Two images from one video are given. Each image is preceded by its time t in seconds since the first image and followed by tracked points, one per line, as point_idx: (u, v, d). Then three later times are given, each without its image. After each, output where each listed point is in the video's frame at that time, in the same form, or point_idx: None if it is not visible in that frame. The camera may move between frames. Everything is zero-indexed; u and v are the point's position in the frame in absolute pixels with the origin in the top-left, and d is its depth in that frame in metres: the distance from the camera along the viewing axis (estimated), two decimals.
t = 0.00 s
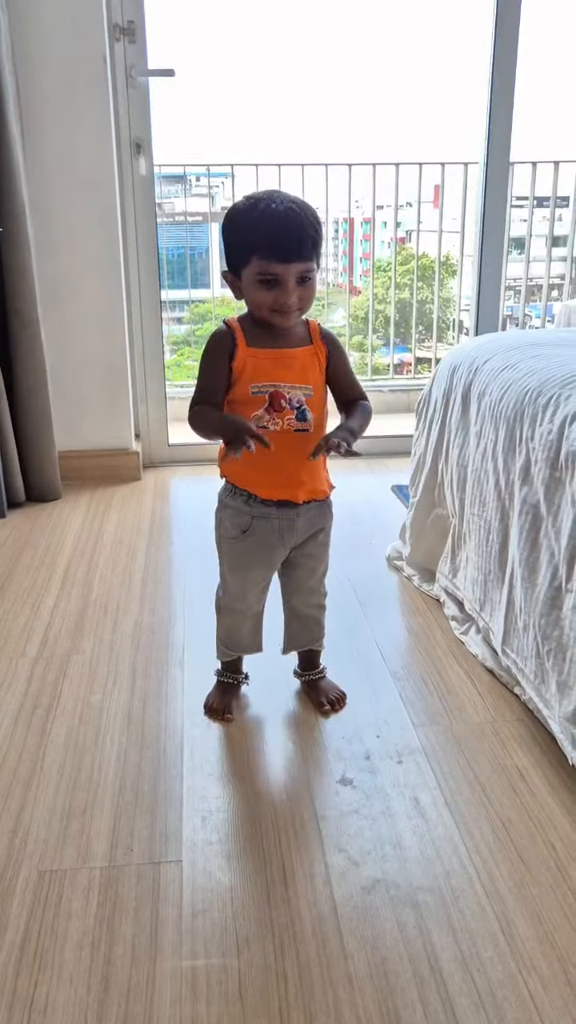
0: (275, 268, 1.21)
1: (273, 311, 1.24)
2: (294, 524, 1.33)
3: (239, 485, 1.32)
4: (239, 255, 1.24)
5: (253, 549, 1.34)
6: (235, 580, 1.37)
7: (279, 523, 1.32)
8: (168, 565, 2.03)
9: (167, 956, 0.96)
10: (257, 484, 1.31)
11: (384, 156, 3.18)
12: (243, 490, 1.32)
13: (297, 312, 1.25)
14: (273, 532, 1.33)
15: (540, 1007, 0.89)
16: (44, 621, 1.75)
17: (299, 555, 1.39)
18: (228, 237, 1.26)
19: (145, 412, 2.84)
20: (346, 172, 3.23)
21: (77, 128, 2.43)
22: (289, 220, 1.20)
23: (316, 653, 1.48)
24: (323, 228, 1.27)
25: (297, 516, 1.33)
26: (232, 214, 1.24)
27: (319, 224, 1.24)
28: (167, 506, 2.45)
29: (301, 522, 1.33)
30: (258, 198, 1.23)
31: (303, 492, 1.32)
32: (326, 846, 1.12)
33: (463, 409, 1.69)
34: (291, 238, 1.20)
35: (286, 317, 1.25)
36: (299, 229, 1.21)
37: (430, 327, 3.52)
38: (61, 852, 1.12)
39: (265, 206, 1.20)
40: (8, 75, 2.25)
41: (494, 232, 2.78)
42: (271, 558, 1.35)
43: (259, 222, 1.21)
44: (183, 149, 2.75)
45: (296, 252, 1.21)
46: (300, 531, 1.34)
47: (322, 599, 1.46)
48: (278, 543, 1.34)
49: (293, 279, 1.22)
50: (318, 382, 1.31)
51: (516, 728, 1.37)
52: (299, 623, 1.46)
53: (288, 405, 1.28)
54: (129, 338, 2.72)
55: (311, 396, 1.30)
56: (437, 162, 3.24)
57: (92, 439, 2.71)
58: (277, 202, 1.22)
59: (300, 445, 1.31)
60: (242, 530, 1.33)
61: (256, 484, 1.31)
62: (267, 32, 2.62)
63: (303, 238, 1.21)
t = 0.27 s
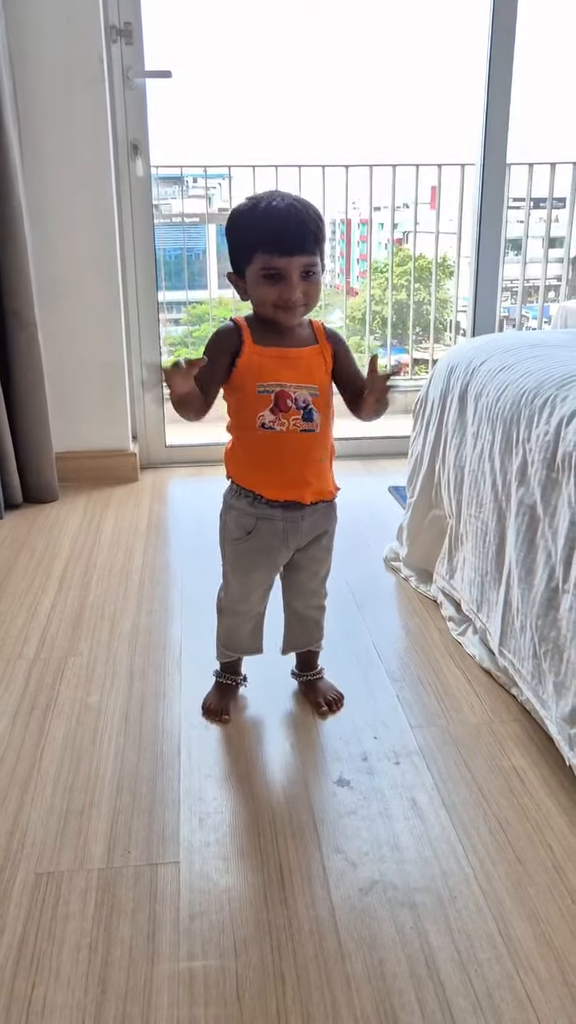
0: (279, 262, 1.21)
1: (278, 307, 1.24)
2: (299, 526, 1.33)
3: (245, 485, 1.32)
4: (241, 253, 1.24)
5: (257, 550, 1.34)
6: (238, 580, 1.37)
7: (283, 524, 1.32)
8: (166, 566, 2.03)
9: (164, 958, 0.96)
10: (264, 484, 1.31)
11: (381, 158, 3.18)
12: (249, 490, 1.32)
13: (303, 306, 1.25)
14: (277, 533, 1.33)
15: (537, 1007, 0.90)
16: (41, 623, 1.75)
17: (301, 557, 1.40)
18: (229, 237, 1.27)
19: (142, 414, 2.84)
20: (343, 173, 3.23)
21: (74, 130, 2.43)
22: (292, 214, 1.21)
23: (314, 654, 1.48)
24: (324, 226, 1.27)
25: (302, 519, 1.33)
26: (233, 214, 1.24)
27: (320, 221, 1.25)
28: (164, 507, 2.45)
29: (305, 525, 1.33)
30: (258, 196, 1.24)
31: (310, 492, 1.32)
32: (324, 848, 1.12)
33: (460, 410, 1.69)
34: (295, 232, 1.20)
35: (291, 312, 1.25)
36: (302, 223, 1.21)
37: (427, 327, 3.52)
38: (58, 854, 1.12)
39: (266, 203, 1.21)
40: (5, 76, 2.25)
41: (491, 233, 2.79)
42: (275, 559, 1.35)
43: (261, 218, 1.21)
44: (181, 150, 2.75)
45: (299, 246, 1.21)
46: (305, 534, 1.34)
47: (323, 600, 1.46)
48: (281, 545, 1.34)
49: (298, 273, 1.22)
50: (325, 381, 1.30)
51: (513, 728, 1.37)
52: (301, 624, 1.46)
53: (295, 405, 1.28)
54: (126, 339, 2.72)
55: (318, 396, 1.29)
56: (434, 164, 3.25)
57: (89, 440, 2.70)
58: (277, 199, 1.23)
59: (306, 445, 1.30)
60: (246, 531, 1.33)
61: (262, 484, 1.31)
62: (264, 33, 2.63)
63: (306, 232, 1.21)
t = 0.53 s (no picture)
0: (286, 256, 1.20)
1: (286, 302, 1.23)
2: (300, 529, 1.33)
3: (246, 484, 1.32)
4: (247, 250, 1.23)
5: (258, 552, 1.34)
6: (239, 583, 1.37)
7: (284, 528, 1.32)
8: (164, 567, 2.03)
9: (162, 960, 0.95)
10: (265, 472, 1.30)
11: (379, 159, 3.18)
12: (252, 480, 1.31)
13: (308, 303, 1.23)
14: (278, 536, 1.33)
15: (535, 1008, 0.90)
16: (39, 624, 1.75)
17: (300, 559, 1.40)
18: (234, 237, 1.26)
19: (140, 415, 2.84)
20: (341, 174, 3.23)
21: (71, 131, 2.43)
22: (298, 210, 1.20)
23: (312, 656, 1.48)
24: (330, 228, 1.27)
25: (303, 521, 1.33)
26: (239, 214, 1.24)
27: (326, 220, 1.24)
28: (162, 508, 2.45)
29: (306, 527, 1.33)
30: (264, 196, 1.24)
31: (313, 478, 1.31)
32: (323, 850, 1.12)
33: (458, 411, 1.69)
34: (301, 226, 1.20)
35: (297, 308, 1.24)
36: (309, 218, 1.21)
37: (424, 329, 3.52)
38: (55, 856, 1.11)
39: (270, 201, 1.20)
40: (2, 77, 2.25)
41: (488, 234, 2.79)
42: (276, 563, 1.35)
43: (267, 214, 1.20)
44: (178, 151, 2.75)
45: (306, 240, 1.20)
46: (305, 537, 1.34)
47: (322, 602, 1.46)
48: (282, 548, 1.34)
49: (305, 268, 1.21)
50: (325, 364, 1.29)
51: (510, 729, 1.37)
52: (301, 626, 1.46)
53: (293, 388, 1.27)
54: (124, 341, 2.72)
55: (317, 379, 1.29)
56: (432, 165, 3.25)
57: (87, 441, 2.70)
58: (284, 197, 1.23)
59: (307, 429, 1.29)
60: (247, 534, 1.33)
61: (264, 471, 1.30)
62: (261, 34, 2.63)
63: (313, 227, 1.21)
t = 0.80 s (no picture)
0: (290, 256, 1.20)
1: (290, 301, 1.23)
2: (299, 531, 1.33)
3: (247, 486, 1.31)
4: (250, 249, 1.23)
5: (257, 554, 1.34)
6: (239, 585, 1.36)
7: (284, 529, 1.32)
8: (162, 568, 2.03)
9: (161, 961, 0.95)
10: (270, 469, 1.29)
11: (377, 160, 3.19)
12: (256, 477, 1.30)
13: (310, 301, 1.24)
14: (277, 538, 1.32)
15: (534, 1008, 0.90)
16: (37, 625, 1.75)
17: (297, 559, 1.40)
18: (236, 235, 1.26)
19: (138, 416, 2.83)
20: (339, 175, 3.24)
21: (69, 131, 2.43)
22: (303, 210, 1.20)
23: (310, 656, 1.48)
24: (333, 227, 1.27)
25: (303, 523, 1.32)
26: (242, 212, 1.23)
27: (330, 219, 1.24)
28: (160, 509, 2.45)
29: (306, 529, 1.33)
30: (268, 194, 1.23)
31: (318, 473, 1.31)
32: (321, 850, 1.12)
33: (456, 412, 1.70)
34: (306, 227, 1.20)
35: (299, 307, 1.24)
36: (313, 219, 1.20)
37: (422, 330, 3.52)
38: (53, 858, 1.11)
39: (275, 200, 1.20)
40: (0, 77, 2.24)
41: (486, 235, 2.79)
42: (275, 564, 1.35)
43: (271, 213, 1.20)
44: (176, 152, 2.75)
45: (310, 240, 1.20)
46: (304, 539, 1.34)
47: (319, 602, 1.46)
48: (281, 550, 1.33)
49: (308, 268, 1.22)
50: (325, 359, 1.30)
51: (508, 729, 1.37)
52: (299, 627, 1.46)
53: (296, 383, 1.27)
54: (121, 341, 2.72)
55: (319, 373, 1.29)
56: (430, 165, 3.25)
57: (85, 442, 2.70)
58: (288, 196, 1.22)
59: (310, 423, 1.29)
60: (247, 536, 1.33)
61: (268, 468, 1.29)
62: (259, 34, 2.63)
63: (317, 228, 1.21)
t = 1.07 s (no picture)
0: (294, 254, 1.20)
1: (293, 300, 1.23)
2: (298, 531, 1.33)
3: (247, 489, 1.31)
4: (252, 247, 1.23)
5: (256, 555, 1.34)
6: (238, 585, 1.36)
7: (283, 530, 1.32)
8: (160, 568, 2.03)
9: (158, 962, 0.95)
10: (270, 474, 1.29)
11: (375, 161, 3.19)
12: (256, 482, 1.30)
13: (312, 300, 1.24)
14: (275, 538, 1.32)
15: (531, 1008, 0.90)
16: (35, 626, 1.75)
17: (295, 559, 1.40)
18: (236, 234, 1.25)
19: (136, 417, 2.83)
20: (337, 176, 3.24)
21: (66, 131, 2.43)
22: (306, 209, 1.20)
23: (308, 656, 1.48)
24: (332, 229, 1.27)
25: (303, 525, 1.32)
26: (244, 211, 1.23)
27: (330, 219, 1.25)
28: (158, 510, 2.45)
29: (304, 529, 1.33)
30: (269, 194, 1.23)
31: (317, 478, 1.31)
32: (319, 850, 1.12)
33: (455, 412, 1.70)
34: (310, 225, 1.20)
35: (301, 306, 1.24)
36: (316, 218, 1.21)
37: (420, 331, 3.52)
38: (51, 858, 1.11)
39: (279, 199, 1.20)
40: None
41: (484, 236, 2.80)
42: (275, 565, 1.35)
43: (275, 211, 1.20)
44: (174, 152, 2.74)
45: (314, 239, 1.21)
46: (303, 539, 1.34)
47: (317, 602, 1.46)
48: (280, 550, 1.33)
49: (311, 266, 1.22)
50: (325, 365, 1.30)
51: (506, 730, 1.37)
52: (298, 627, 1.46)
53: (297, 389, 1.27)
54: (119, 341, 2.72)
55: (320, 380, 1.29)
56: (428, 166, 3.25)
57: (83, 442, 2.70)
58: (289, 196, 1.22)
59: (310, 429, 1.29)
60: (245, 536, 1.33)
61: (268, 473, 1.29)
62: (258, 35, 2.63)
63: (320, 226, 1.21)
